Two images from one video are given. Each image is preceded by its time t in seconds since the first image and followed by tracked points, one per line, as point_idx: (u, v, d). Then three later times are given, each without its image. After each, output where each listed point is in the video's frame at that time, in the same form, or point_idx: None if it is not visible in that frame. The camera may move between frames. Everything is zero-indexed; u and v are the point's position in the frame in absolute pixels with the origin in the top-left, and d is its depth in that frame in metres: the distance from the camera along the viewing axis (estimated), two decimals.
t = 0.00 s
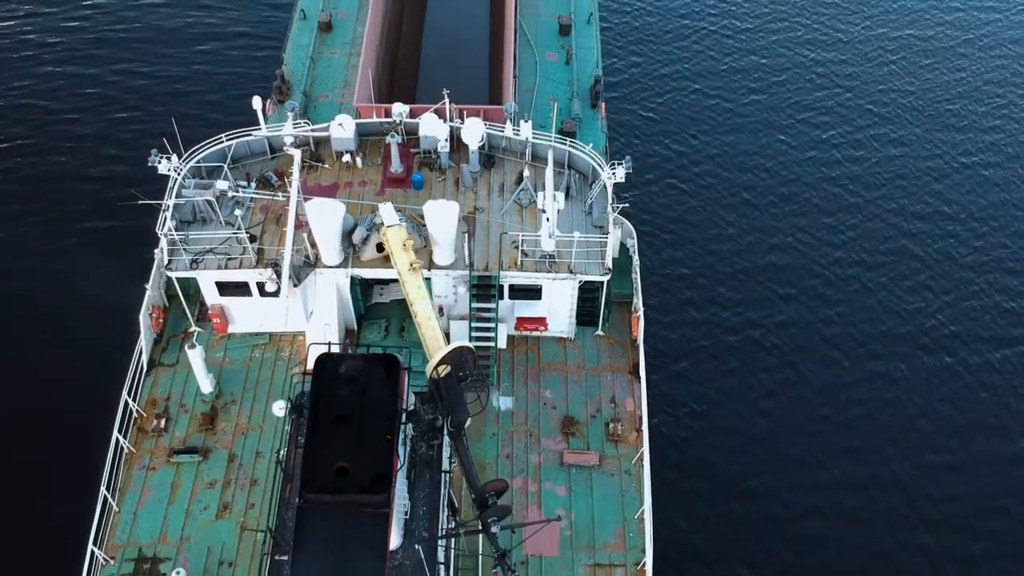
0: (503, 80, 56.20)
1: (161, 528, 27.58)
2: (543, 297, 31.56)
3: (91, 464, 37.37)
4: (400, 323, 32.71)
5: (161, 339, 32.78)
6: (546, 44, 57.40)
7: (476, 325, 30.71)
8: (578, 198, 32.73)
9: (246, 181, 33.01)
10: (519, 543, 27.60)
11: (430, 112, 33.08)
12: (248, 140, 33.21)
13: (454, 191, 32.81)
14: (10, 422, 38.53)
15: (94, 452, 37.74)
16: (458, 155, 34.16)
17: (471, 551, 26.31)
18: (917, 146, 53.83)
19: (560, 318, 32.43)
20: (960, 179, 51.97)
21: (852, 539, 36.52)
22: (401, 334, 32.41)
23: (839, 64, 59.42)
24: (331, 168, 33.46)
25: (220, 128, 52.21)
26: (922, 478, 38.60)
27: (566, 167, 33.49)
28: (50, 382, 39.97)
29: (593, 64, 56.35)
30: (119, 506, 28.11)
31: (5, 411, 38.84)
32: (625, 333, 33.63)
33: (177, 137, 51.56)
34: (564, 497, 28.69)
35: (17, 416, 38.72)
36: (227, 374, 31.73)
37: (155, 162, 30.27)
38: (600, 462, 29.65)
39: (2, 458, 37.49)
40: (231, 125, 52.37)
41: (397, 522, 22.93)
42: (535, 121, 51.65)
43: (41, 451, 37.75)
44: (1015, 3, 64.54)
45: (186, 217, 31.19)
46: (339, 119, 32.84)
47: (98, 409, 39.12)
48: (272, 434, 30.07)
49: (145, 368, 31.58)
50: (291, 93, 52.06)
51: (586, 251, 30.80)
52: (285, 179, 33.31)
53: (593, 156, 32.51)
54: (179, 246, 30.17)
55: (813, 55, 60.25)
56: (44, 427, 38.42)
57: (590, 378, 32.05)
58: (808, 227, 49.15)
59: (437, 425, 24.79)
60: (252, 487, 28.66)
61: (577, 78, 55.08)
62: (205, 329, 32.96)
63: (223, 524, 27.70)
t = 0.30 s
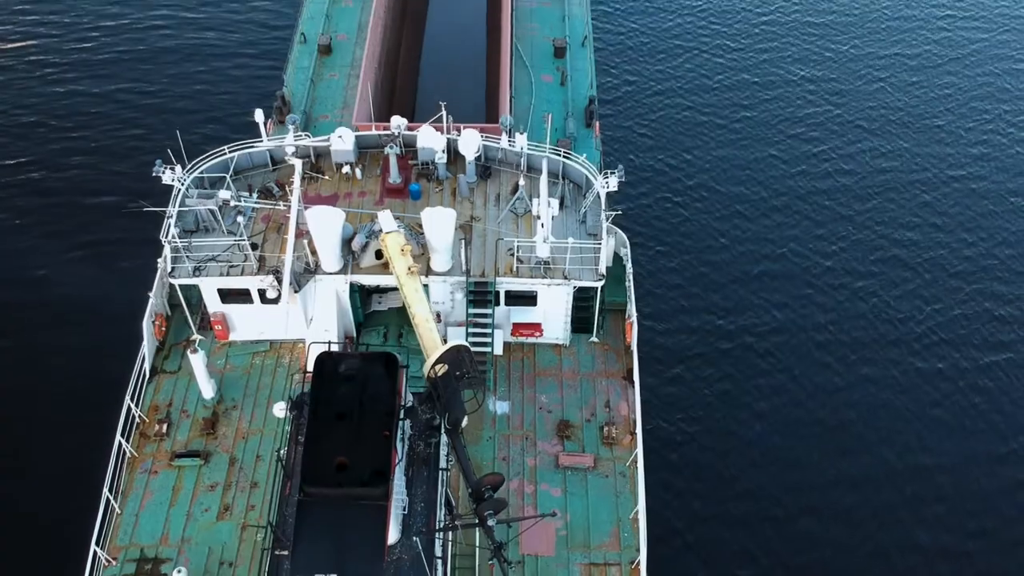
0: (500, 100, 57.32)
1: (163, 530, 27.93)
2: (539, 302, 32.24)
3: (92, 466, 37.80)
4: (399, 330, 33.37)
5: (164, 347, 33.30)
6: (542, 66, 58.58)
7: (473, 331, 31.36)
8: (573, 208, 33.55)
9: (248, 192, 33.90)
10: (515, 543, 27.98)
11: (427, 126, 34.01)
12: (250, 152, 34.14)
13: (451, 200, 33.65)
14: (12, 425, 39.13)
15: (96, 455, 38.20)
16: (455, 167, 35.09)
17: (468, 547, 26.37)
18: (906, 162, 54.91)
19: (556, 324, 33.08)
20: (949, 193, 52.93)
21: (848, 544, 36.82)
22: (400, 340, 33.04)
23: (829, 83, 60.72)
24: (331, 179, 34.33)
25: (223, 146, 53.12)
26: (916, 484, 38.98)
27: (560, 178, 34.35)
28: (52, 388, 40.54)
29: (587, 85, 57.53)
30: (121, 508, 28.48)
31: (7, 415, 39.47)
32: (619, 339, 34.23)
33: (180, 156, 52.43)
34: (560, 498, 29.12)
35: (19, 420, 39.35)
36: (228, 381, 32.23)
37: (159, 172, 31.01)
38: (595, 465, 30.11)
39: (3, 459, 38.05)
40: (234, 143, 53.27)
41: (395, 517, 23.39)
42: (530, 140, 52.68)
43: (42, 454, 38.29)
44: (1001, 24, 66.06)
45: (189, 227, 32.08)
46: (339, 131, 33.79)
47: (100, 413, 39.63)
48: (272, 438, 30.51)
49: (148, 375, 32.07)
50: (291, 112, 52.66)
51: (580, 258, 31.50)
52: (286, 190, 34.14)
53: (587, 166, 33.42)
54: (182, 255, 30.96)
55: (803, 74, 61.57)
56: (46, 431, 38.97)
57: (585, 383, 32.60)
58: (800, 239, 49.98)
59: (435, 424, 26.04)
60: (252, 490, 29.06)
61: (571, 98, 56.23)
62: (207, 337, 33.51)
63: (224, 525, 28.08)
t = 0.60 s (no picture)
0: (497, 120, 58.53)
1: (165, 531, 28.30)
2: (535, 309, 32.90)
3: (94, 474, 38.26)
4: (397, 337, 34.03)
5: (167, 354, 33.83)
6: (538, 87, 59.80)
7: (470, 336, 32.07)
8: (567, 217, 34.39)
9: (250, 203, 34.73)
10: (512, 543, 28.38)
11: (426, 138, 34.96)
12: (252, 164, 35.03)
13: (448, 210, 34.50)
14: (15, 432, 39.79)
15: (97, 464, 38.68)
16: (453, 179, 36.00)
17: (465, 547, 26.80)
18: (896, 179, 55.95)
19: (551, 331, 33.71)
20: (939, 209, 53.85)
21: (843, 554, 37.14)
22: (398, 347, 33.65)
23: (819, 102, 62.00)
24: (332, 191, 35.18)
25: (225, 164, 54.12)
26: (911, 494, 39.39)
27: (555, 188, 35.24)
28: (55, 398, 41.15)
29: (582, 105, 58.73)
30: (124, 511, 28.84)
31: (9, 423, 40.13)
32: (614, 346, 34.81)
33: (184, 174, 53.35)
34: (556, 500, 29.56)
35: (23, 428, 39.99)
36: (229, 387, 32.73)
37: (164, 183, 31.81)
38: (590, 467, 30.55)
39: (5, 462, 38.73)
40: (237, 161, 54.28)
41: (394, 512, 23.85)
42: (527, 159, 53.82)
43: (43, 462, 38.88)
44: (986, 44, 67.47)
45: (192, 236, 32.76)
46: (340, 143, 34.74)
47: (102, 422, 40.17)
48: (272, 442, 30.96)
49: (151, 382, 32.58)
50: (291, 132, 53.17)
51: (575, 265, 32.23)
52: (287, 202, 34.95)
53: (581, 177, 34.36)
54: (186, 262, 31.65)
55: (793, 94, 62.85)
56: (48, 439, 39.59)
57: (580, 389, 33.13)
58: (793, 254, 50.65)
59: (433, 423, 26.49)
60: (253, 492, 29.45)
61: (567, 118, 57.38)
62: (208, 345, 34.04)
63: (224, 527, 28.46)
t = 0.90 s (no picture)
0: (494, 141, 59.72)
1: (167, 534, 28.69)
2: (530, 317, 33.54)
3: (96, 483, 38.75)
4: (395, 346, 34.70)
5: (170, 364, 34.40)
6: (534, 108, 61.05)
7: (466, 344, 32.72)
8: (562, 228, 35.21)
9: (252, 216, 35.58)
10: (509, 544, 28.80)
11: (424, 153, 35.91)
12: (254, 178, 35.93)
13: (446, 222, 35.34)
14: (21, 439, 40.45)
15: (100, 475, 39.16)
16: (450, 192, 36.91)
17: (463, 548, 27.27)
18: (886, 195, 56.99)
19: (547, 339, 34.36)
20: (928, 223, 54.82)
21: (837, 564, 37.40)
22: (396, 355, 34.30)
23: (809, 122, 63.31)
24: (332, 204, 36.03)
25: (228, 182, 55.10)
26: (903, 503, 39.72)
27: (551, 201, 36.10)
28: (59, 408, 41.76)
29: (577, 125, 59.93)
30: (126, 515, 29.23)
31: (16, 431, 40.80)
32: (608, 354, 35.44)
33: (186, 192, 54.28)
34: (552, 503, 30.01)
35: (29, 435, 40.68)
36: (230, 395, 33.27)
37: (169, 195, 32.62)
38: (585, 471, 31.03)
39: (13, 467, 39.42)
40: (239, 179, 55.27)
41: (393, 510, 24.39)
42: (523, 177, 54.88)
43: (49, 467, 39.58)
44: (973, 64, 68.95)
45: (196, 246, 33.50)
46: (340, 157, 35.69)
47: (105, 432, 40.74)
48: (272, 447, 31.45)
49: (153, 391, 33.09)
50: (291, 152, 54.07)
51: (570, 274, 32.96)
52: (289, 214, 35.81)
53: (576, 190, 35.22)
54: (189, 271, 32.36)
55: (785, 115, 64.10)
56: (54, 445, 40.27)
57: (576, 396, 33.68)
58: (784, 269, 51.32)
59: (430, 425, 27.04)
60: (253, 496, 29.88)
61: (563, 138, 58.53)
62: (210, 354, 34.63)
63: (225, 530, 28.85)
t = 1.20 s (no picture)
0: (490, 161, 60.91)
1: (169, 539, 29.12)
2: (526, 327, 34.22)
3: (98, 495, 39.18)
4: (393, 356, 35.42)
5: (172, 374, 35.02)
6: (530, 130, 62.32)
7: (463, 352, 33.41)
8: (557, 241, 36.11)
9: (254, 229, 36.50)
10: (505, 547, 29.29)
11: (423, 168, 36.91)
12: (256, 193, 36.92)
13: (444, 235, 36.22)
14: (25, 450, 40.99)
15: (102, 487, 39.60)
16: (447, 206, 37.82)
17: (460, 551, 27.71)
18: (875, 211, 58.04)
19: (543, 349, 35.03)
20: (917, 238, 55.82)
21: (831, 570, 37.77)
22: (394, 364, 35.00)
23: (800, 141, 64.59)
24: (332, 217, 36.96)
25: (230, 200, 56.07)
26: (896, 510, 40.18)
27: (546, 214, 37.03)
28: (62, 421, 42.27)
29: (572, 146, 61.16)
30: (129, 520, 29.66)
31: (21, 438, 41.55)
32: (603, 363, 36.08)
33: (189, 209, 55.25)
34: (547, 507, 30.48)
35: (32, 446, 41.18)
36: (232, 404, 33.83)
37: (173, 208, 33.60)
38: (581, 476, 31.53)
39: (15, 480, 39.83)
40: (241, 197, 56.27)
41: (391, 509, 24.95)
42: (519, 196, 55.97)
43: (53, 476, 40.14)
44: (959, 85, 70.49)
45: (199, 258, 34.39)
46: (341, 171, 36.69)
47: (108, 445, 41.24)
48: (273, 454, 31.96)
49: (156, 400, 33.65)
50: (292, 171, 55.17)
51: (565, 284, 33.77)
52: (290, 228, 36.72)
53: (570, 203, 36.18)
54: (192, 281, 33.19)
55: (776, 135, 65.38)
56: (58, 455, 40.83)
57: (571, 404, 34.26)
58: (777, 283, 52.17)
59: (428, 427, 27.61)
60: (254, 501, 30.34)
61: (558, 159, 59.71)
62: (212, 364, 35.27)
63: (226, 534, 29.29)
